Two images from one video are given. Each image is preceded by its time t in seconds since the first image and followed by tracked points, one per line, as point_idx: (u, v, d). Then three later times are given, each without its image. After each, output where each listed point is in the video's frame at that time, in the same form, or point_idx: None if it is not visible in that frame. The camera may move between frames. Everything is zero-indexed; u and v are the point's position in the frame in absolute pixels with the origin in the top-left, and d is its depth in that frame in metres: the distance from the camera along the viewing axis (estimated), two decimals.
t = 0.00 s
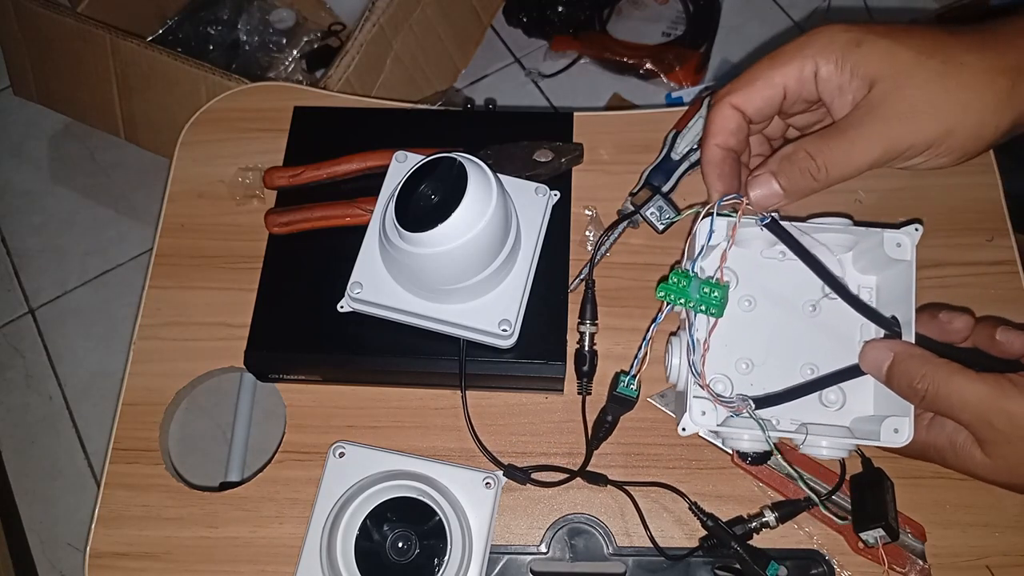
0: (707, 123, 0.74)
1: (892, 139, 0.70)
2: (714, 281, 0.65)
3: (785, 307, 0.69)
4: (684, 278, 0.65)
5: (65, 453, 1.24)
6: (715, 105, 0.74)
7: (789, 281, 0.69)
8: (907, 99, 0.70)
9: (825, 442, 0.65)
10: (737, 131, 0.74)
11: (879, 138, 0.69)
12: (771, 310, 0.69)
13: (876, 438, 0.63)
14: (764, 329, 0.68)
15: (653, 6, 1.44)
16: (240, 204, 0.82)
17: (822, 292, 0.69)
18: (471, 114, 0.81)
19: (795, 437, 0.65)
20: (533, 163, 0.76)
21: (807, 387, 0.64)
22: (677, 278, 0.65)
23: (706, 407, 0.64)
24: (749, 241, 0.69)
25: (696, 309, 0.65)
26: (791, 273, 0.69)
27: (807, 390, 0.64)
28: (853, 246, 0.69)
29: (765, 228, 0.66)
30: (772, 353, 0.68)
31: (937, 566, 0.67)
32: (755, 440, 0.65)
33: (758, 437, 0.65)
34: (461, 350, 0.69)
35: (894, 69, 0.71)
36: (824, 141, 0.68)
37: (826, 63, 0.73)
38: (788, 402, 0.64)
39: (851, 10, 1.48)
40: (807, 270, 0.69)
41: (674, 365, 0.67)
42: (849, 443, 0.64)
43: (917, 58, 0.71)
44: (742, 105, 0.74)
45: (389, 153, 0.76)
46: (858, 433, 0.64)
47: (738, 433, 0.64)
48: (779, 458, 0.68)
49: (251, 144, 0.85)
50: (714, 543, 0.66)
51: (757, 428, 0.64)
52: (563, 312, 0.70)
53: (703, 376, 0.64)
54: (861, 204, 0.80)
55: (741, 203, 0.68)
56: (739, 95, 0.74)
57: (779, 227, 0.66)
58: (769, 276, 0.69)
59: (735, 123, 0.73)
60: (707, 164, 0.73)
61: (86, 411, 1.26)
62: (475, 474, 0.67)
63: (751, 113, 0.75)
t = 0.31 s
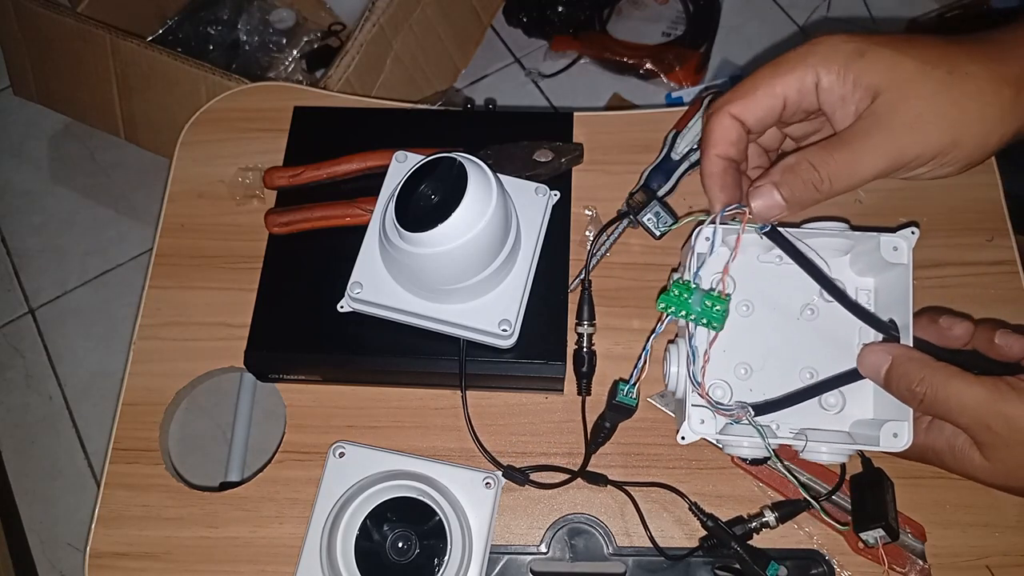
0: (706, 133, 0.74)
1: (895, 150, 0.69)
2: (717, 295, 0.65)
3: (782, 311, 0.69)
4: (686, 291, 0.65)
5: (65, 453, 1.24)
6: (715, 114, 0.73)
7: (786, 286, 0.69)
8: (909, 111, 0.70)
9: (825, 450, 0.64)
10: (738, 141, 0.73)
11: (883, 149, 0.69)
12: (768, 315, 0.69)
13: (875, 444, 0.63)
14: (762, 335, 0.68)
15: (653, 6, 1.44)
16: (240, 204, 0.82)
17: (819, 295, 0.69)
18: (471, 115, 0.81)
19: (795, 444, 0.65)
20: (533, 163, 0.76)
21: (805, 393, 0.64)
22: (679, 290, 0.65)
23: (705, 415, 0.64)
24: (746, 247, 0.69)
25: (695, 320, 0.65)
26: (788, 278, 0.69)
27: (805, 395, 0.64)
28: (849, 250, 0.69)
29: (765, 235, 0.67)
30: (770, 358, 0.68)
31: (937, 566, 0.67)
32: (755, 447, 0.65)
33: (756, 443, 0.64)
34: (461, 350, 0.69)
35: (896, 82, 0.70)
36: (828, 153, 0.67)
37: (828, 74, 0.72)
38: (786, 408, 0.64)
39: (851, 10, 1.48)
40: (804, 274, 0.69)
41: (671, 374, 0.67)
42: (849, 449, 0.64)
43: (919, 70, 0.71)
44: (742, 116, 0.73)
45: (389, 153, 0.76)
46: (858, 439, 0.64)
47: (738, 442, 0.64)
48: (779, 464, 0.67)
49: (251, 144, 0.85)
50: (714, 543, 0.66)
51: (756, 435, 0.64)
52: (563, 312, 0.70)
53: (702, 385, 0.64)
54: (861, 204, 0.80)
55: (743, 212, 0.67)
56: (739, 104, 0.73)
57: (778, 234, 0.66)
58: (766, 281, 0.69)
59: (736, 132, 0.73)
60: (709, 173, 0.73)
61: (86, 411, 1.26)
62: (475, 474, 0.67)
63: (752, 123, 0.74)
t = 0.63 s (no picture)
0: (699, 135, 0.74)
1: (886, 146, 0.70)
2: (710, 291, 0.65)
3: (780, 312, 0.69)
4: (681, 289, 0.65)
5: (66, 453, 1.24)
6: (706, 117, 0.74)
7: (784, 286, 0.69)
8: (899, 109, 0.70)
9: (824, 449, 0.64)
10: (729, 143, 0.73)
11: (875, 144, 0.70)
12: (767, 316, 0.69)
13: (874, 443, 0.63)
14: (760, 335, 0.68)
15: (653, 6, 1.44)
16: (240, 204, 0.82)
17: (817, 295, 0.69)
18: (471, 114, 0.81)
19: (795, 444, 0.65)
20: (533, 163, 0.76)
21: (804, 392, 0.64)
22: (674, 288, 0.65)
23: (704, 416, 0.64)
24: (744, 247, 0.69)
25: (692, 319, 0.65)
26: (785, 278, 0.69)
27: (803, 395, 0.64)
28: (847, 250, 0.69)
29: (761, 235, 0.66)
30: (769, 359, 0.68)
31: (937, 566, 0.67)
32: (754, 447, 0.65)
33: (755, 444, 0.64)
34: (461, 350, 0.69)
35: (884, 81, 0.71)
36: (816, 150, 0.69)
37: (817, 74, 0.73)
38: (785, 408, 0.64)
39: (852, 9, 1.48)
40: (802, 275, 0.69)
41: (671, 375, 0.68)
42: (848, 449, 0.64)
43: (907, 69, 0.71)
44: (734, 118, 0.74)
45: (389, 153, 0.76)
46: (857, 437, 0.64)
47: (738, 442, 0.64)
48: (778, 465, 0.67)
49: (251, 144, 0.85)
50: (714, 543, 0.66)
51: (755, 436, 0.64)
52: (563, 312, 0.70)
53: (699, 384, 0.64)
54: (861, 204, 0.80)
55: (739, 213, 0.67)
56: (731, 107, 0.73)
57: (774, 235, 0.66)
58: (764, 281, 0.69)
59: (727, 134, 0.73)
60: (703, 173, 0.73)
61: (87, 411, 1.26)
62: (475, 474, 0.67)
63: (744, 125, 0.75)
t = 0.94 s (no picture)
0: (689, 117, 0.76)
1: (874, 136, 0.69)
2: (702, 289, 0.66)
3: (782, 310, 0.69)
4: (673, 287, 0.65)
5: (65, 453, 1.24)
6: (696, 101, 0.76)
7: (785, 285, 0.69)
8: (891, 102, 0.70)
9: (825, 447, 0.64)
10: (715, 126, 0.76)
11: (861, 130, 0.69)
12: (768, 314, 0.69)
13: (874, 441, 0.63)
14: (762, 333, 0.68)
15: (653, 6, 1.44)
16: (240, 204, 0.82)
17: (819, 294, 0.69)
18: (472, 115, 0.81)
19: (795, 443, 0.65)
20: (533, 163, 0.76)
21: (807, 391, 0.64)
22: (667, 287, 0.65)
23: (704, 413, 0.64)
24: (743, 246, 0.69)
25: (686, 317, 0.66)
26: (786, 277, 0.69)
27: (804, 393, 0.64)
28: (848, 249, 0.69)
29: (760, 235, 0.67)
30: (770, 357, 0.68)
31: (937, 566, 0.67)
32: (754, 445, 0.65)
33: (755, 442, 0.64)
34: (461, 350, 0.69)
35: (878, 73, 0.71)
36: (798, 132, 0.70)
37: (810, 66, 0.74)
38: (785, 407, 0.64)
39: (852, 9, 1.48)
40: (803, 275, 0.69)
41: (671, 372, 0.68)
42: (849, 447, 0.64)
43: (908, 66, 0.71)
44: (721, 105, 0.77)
45: (389, 153, 0.76)
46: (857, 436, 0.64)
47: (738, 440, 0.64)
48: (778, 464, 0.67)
49: (251, 144, 0.85)
50: (715, 543, 0.66)
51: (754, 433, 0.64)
52: (563, 312, 0.70)
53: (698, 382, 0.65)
54: (861, 204, 0.80)
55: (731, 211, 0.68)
56: (720, 92, 0.76)
57: (771, 234, 0.66)
58: (764, 280, 0.69)
59: (712, 116, 0.76)
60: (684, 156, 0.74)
61: (86, 411, 1.26)
62: (475, 474, 0.67)
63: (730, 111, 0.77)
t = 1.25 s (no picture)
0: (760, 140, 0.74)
1: (940, 183, 0.70)
2: (697, 301, 0.66)
3: (780, 317, 0.69)
4: (668, 300, 0.65)
5: (66, 453, 1.24)
6: (774, 122, 0.73)
7: (782, 291, 0.69)
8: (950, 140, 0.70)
9: (824, 453, 0.65)
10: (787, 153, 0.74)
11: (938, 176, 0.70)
12: (766, 321, 0.69)
13: (874, 448, 0.64)
14: (760, 340, 0.68)
15: (653, 6, 1.44)
16: (240, 204, 0.82)
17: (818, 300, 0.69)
18: (471, 114, 0.81)
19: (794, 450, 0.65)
20: (533, 163, 0.76)
21: (806, 399, 0.64)
22: (662, 300, 0.65)
23: (703, 423, 0.64)
24: (740, 252, 0.69)
25: (682, 329, 0.66)
26: (783, 284, 0.69)
27: (803, 402, 0.64)
28: (845, 254, 0.69)
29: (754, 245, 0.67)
30: (768, 364, 0.68)
31: (937, 566, 0.67)
32: (753, 453, 0.66)
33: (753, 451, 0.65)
34: (461, 350, 0.69)
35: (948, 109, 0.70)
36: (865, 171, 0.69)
37: (896, 94, 0.71)
38: (784, 416, 0.64)
39: (853, 9, 1.48)
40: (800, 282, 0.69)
41: (669, 381, 0.67)
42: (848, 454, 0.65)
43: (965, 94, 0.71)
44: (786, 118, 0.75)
45: (389, 153, 0.76)
46: (857, 444, 0.64)
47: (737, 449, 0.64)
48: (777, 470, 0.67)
49: (251, 143, 0.85)
50: (714, 543, 0.66)
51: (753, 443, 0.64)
52: (563, 312, 0.70)
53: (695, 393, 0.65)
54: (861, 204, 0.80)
55: (725, 221, 0.68)
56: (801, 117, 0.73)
57: (765, 243, 0.67)
58: (761, 286, 0.69)
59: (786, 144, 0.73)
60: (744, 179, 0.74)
61: (87, 411, 1.26)
62: (475, 474, 0.67)
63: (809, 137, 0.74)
